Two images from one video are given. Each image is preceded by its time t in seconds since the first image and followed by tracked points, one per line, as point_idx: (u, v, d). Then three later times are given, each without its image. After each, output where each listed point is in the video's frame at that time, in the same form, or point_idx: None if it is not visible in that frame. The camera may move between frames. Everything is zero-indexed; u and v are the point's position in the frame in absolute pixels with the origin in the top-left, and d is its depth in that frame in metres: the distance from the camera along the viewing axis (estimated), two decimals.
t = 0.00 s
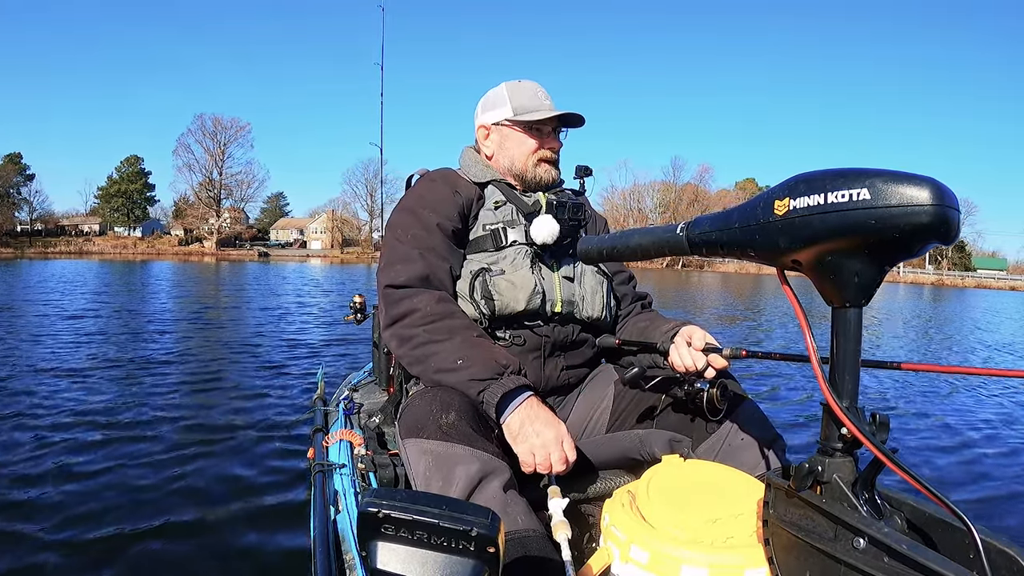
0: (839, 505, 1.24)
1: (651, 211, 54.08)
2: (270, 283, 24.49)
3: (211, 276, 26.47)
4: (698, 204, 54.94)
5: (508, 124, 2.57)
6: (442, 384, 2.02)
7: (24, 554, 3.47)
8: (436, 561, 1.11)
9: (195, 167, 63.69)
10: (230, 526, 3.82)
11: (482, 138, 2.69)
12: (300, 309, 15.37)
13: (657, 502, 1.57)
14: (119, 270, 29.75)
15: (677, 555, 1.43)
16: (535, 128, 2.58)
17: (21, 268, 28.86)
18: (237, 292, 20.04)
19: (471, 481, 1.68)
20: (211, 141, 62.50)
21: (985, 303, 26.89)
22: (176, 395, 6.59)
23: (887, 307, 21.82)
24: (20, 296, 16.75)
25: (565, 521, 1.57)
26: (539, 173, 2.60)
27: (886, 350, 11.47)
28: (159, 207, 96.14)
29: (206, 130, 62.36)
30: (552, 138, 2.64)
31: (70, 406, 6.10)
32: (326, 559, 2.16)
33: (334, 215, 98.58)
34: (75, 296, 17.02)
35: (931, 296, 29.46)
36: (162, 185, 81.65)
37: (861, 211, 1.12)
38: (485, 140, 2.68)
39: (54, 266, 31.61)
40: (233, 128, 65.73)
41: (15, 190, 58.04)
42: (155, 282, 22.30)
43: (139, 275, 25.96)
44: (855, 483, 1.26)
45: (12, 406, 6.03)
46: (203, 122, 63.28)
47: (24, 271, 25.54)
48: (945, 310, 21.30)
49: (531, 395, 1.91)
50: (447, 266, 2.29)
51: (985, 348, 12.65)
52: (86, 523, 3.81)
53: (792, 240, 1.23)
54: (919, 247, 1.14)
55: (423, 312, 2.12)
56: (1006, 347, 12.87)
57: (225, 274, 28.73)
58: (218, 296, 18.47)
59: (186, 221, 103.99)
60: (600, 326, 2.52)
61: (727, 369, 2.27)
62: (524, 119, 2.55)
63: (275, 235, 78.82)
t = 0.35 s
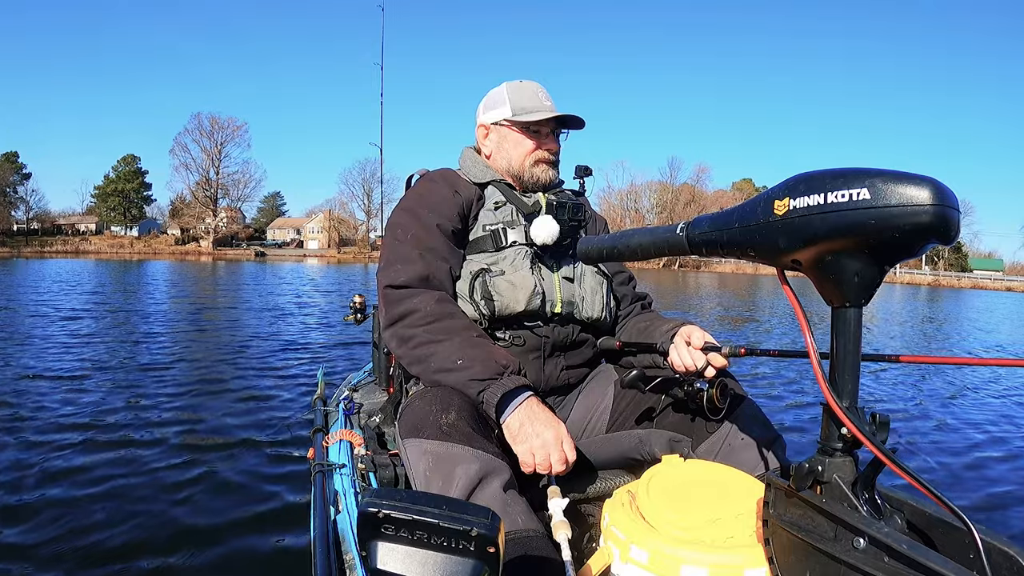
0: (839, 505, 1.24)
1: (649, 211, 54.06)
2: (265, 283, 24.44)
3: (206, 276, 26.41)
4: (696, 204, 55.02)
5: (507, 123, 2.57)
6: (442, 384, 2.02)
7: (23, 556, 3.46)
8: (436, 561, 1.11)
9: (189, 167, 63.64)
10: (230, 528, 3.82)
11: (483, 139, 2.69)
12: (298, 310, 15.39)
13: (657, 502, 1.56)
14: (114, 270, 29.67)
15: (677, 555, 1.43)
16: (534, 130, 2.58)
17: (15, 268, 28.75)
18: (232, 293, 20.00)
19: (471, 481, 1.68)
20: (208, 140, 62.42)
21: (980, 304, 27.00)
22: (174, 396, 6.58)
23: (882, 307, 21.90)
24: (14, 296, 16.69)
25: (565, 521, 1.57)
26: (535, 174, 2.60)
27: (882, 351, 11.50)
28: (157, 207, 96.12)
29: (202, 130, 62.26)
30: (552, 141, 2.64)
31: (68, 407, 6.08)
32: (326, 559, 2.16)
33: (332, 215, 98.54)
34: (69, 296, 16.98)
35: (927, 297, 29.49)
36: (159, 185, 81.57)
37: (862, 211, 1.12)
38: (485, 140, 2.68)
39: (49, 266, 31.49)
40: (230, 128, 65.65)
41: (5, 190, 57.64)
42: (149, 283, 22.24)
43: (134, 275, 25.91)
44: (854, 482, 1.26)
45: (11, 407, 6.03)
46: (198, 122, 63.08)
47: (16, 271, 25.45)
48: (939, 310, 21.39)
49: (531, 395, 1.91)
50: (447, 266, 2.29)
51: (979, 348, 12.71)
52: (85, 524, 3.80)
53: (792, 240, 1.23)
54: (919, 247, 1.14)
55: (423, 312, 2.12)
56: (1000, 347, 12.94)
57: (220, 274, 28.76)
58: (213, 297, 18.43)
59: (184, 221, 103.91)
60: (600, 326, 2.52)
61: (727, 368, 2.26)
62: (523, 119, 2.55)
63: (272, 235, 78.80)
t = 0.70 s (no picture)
0: (839, 505, 1.24)
1: (647, 211, 54.04)
2: (260, 283, 24.38)
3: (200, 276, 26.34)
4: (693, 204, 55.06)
5: (486, 121, 2.59)
6: (442, 383, 2.02)
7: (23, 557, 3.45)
8: (436, 561, 1.11)
9: (186, 166, 63.52)
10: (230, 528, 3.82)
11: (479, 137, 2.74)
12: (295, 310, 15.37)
13: (657, 502, 1.56)
14: (109, 269, 29.56)
15: (677, 555, 1.43)
16: (507, 127, 2.55)
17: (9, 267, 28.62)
18: (227, 292, 19.94)
19: (471, 481, 1.68)
20: (205, 140, 62.32)
21: (976, 304, 27.05)
22: (172, 395, 6.57)
23: (875, 307, 21.91)
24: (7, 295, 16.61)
25: (565, 521, 1.57)
26: (502, 172, 2.59)
27: (878, 351, 11.53)
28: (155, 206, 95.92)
29: (200, 130, 62.14)
30: (527, 139, 2.56)
31: (66, 407, 6.06)
32: (326, 558, 2.16)
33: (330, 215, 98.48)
34: (64, 295, 16.92)
35: (924, 297, 29.53)
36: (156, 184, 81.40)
37: (862, 211, 1.12)
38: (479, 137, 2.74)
39: (44, 265, 31.38)
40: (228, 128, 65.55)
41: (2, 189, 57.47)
42: (144, 282, 22.16)
43: (129, 274, 25.83)
44: (855, 482, 1.26)
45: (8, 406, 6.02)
46: (195, 121, 62.95)
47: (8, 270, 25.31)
48: (934, 311, 21.44)
49: (531, 393, 1.90)
50: (446, 266, 2.29)
51: (974, 348, 12.77)
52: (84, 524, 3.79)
53: (792, 240, 1.23)
54: (919, 247, 1.13)
55: (423, 312, 2.12)
56: (995, 347, 13.00)
57: (216, 273, 28.69)
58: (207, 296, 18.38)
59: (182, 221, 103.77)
60: (600, 326, 2.52)
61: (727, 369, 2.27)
62: (496, 116, 2.54)
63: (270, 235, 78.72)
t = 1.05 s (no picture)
0: (839, 505, 1.24)
1: (645, 211, 54.06)
2: (255, 283, 24.35)
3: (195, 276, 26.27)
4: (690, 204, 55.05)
5: (483, 124, 2.58)
6: (442, 383, 2.02)
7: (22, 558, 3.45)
8: (435, 561, 1.11)
9: (183, 165, 63.43)
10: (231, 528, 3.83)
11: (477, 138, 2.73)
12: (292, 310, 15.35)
13: (657, 502, 1.56)
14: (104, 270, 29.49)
15: (677, 555, 1.43)
16: (502, 132, 2.54)
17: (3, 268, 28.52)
18: (222, 293, 19.90)
19: (471, 481, 1.67)
20: (203, 140, 62.24)
21: (972, 304, 27.08)
22: (170, 396, 6.56)
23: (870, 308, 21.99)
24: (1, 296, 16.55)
25: (565, 521, 1.57)
26: (498, 175, 2.59)
27: (875, 351, 11.56)
28: (153, 206, 95.74)
29: (198, 130, 62.07)
30: (522, 143, 2.55)
31: (65, 407, 6.05)
32: (326, 558, 2.16)
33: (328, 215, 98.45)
34: (59, 296, 16.87)
35: (921, 297, 29.59)
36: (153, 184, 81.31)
37: (862, 211, 1.12)
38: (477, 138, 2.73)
39: (39, 265, 31.29)
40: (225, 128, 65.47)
41: None
42: (138, 283, 22.12)
43: (123, 275, 25.75)
44: (854, 482, 1.26)
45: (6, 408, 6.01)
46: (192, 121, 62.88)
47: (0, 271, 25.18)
48: (931, 311, 21.44)
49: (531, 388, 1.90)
50: (447, 265, 2.29)
51: (970, 348, 12.82)
52: (84, 525, 3.79)
53: (792, 240, 1.23)
54: (918, 247, 1.13)
55: (423, 312, 2.12)
56: (991, 347, 13.06)
57: (211, 273, 28.64)
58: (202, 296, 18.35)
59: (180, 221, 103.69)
60: (600, 326, 2.52)
61: (728, 368, 2.26)
62: (492, 120, 2.53)
63: (268, 235, 78.67)
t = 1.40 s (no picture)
0: (839, 505, 1.24)
1: (643, 211, 54.05)
2: (251, 283, 24.31)
3: (191, 276, 26.22)
4: (688, 205, 55.06)
5: (484, 125, 2.58)
6: (442, 384, 2.02)
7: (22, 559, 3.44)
8: (436, 561, 1.11)
9: (181, 165, 63.31)
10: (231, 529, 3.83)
11: (478, 138, 2.73)
12: (290, 310, 15.33)
13: (657, 502, 1.56)
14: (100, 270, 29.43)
15: (677, 555, 1.43)
16: (504, 133, 2.53)
17: None
18: (218, 292, 19.86)
19: (471, 481, 1.67)
20: (201, 140, 62.16)
21: (968, 304, 27.13)
22: (169, 398, 6.55)
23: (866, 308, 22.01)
24: None
25: (565, 521, 1.57)
26: (500, 175, 2.59)
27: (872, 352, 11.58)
28: (151, 206, 95.66)
29: (195, 130, 61.99)
30: (524, 145, 2.55)
31: (64, 408, 6.04)
32: (326, 558, 2.16)
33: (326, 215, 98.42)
34: (54, 297, 16.81)
35: (918, 297, 29.62)
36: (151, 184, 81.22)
37: (862, 211, 1.12)
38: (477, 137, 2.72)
39: (35, 265, 31.22)
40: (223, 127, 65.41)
41: None
42: (133, 282, 22.05)
43: (119, 275, 25.69)
44: (855, 482, 1.26)
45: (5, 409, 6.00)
46: (190, 121, 62.81)
47: None
48: (929, 311, 21.44)
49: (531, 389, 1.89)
50: (447, 266, 2.29)
51: (966, 348, 12.85)
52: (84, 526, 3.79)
53: (791, 240, 1.23)
54: (918, 247, 1.13)
55: (423, 312, 2.12)
56: (988, 347, 13.10)
57: (208, 273, 28.59)
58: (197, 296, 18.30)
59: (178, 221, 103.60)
60: (599, 326, 2.52)
61: (728, 368, 2.26)
62: (494, 122, 2.53)
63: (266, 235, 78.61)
